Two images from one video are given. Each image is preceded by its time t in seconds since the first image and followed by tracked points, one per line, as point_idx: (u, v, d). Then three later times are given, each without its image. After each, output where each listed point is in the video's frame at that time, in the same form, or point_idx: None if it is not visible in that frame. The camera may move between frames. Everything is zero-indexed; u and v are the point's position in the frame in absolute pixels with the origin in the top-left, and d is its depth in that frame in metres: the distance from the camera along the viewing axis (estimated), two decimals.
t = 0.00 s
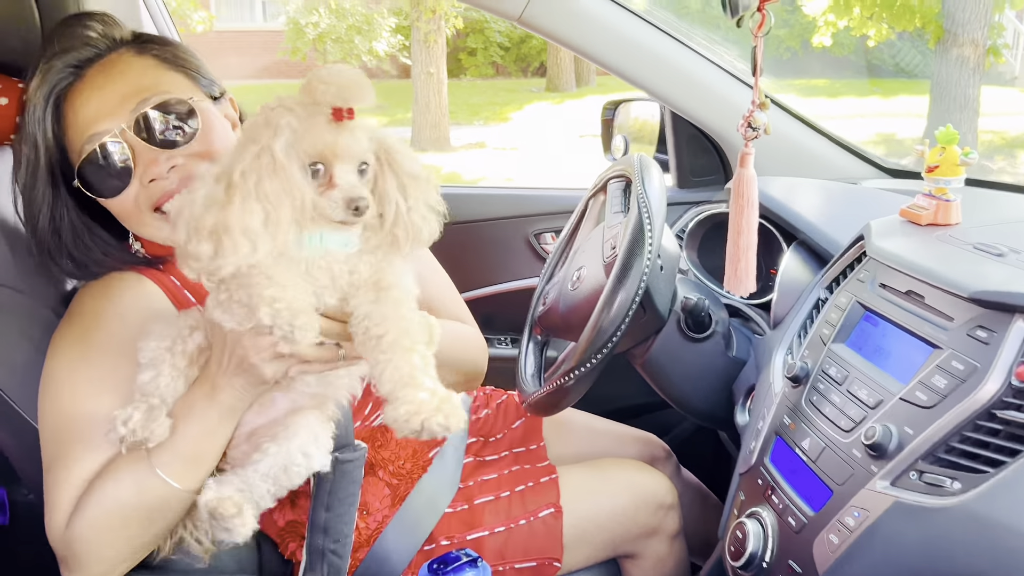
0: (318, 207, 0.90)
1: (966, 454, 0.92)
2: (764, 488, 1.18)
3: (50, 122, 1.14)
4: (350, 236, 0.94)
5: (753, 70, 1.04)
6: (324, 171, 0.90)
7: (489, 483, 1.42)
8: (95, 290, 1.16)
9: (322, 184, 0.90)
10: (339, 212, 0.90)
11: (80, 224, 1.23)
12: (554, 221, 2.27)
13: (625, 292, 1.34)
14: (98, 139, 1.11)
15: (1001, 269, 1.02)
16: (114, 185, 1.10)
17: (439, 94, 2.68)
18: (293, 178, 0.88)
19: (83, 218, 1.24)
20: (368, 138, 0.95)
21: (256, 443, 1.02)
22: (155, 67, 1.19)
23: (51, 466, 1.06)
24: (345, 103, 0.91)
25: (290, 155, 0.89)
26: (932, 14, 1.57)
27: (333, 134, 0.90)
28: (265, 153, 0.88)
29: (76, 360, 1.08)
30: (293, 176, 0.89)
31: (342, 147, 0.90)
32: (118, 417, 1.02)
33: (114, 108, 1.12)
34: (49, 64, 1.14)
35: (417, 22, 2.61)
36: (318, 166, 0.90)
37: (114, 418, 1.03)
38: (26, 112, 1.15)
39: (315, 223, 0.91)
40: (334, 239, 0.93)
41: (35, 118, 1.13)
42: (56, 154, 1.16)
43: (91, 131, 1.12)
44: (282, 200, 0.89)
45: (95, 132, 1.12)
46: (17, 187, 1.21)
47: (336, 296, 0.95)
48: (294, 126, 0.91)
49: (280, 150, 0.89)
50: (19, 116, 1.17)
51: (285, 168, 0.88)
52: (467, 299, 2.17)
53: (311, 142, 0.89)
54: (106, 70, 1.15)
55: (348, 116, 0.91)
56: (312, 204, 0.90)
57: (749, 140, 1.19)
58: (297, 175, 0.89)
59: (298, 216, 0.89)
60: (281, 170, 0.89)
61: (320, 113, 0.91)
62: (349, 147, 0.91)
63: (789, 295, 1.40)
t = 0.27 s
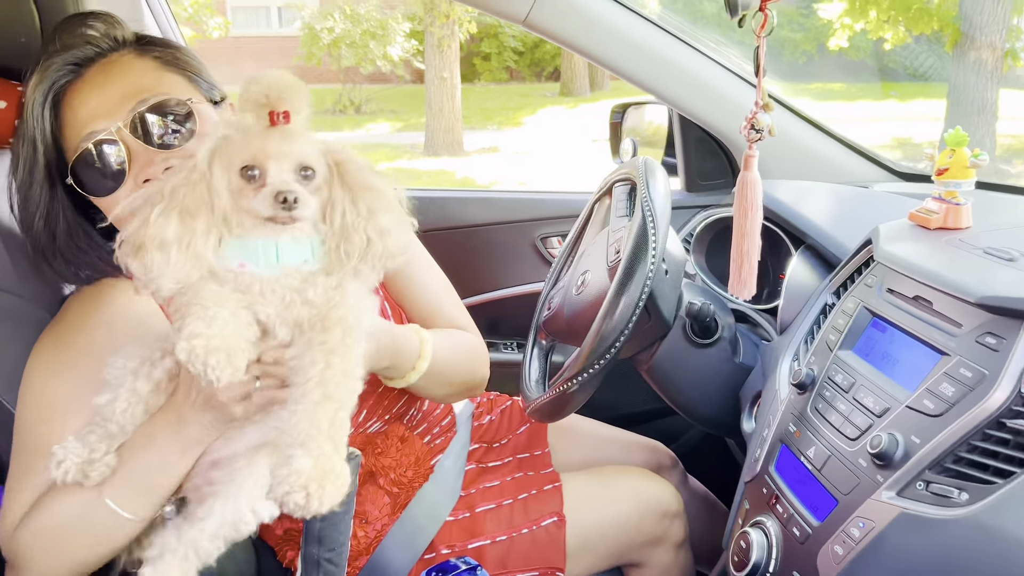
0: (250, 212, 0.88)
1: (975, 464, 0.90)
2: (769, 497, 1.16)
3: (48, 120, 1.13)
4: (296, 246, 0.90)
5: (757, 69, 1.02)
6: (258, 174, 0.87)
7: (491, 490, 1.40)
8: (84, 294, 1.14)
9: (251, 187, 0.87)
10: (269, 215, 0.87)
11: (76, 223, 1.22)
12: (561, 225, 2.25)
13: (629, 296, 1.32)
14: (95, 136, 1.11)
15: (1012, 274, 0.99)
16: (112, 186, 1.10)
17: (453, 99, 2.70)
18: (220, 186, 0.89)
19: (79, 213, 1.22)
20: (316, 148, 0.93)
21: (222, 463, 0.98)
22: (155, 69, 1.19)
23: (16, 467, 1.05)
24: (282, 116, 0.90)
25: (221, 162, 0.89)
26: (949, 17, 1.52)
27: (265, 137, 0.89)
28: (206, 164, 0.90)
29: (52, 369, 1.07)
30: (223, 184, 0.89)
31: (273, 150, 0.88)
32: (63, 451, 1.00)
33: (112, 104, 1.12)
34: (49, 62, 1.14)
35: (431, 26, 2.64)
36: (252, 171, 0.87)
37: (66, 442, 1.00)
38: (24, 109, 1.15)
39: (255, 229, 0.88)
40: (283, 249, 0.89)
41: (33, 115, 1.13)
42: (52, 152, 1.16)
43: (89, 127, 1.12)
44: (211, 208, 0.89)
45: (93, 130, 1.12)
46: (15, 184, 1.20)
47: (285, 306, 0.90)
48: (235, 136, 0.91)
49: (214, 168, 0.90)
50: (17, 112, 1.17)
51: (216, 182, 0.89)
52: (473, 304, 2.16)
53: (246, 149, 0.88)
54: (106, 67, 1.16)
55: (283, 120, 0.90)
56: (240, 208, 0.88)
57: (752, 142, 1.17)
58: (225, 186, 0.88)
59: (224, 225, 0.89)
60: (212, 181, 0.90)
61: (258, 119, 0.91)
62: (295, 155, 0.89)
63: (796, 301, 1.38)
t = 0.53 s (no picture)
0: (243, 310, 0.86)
1: (1009, 480, 0.88)
2: (793, 510, 1.14)
3: (79, 118, 1.13)
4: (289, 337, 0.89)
5: (782, 75, 1.00)
6: (253, 269, 0.84)
7: (511, 499, 1.39)
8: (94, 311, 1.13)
9: (245, 282, 0.84)
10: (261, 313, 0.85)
11: (98, 228, 1.24)
12: (581, 230, 2.23)
13: (651, 304, 1.31)
14: (126, 136, 1.08)
15: None
16: (141, 186, 1.05)
17: (471, 103, 2.68)
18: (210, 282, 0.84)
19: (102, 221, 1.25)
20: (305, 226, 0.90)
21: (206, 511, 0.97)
22: (188, 72, 1.18)
23: (13, 465, 1.04)
24: (269, 190, 0.85)
25: (210, 255, 0.84)
26: (973, 21, 1.52)
27: (255, 227, 0.84)
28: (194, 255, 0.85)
29: (53, 380, 1.06)
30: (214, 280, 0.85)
31: (264, 242, 0.84)
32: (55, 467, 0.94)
33: (144, 105, 1.10)
34: (82, 61, 1.13)
35: (449, 31, 2.59)
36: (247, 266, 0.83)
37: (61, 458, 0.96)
38: (55, 107, 1.14)
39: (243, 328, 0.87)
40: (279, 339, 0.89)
41: (66, 112, 1.12)
42: (81, 151, 1.15)
43: (120, 127, 1.09)
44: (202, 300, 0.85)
45: (124, 130, 1.09)
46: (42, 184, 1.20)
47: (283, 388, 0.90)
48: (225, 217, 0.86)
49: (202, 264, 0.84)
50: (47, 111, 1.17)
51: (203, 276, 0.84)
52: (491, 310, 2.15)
53: (240, 242, 0.84)
54: (139, 68, 1.14)
55: (274, 210, 0.86)
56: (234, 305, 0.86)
57: (778, 148, 1.16)
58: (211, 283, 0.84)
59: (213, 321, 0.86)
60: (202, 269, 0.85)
61: (247, 205, 0.85)
62: (290, 248, 0.86)
63: (821, 309, 1.36)
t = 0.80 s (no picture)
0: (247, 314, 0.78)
1: None
2: (828, 510, 1.12)
3: (134, 101, 1.14)
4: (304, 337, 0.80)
5: (824, 69, 0.99)
6: (247, 272, 0.78)
7: (541, 495, 1.38)
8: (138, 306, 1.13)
9: (241, 287, 0.78)
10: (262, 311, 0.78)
11: (139, 215, 1.24)
12: (608, 229, 2.22)
13: (683, 300, 1.30)
14: (179, 123, 1.09)
15: None
16: (187, 176, 1.04)
17: (493, 104, 2.70)
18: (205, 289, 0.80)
19: (142, 209, 1.25)
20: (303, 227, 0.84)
21: (236, 515, 0.95)
22: (240, 62, 1.19)
23: (62, 459, 1.06)
24: (260, 194, 0.82)
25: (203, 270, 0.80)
26: (1003, 22, 1.62)
27: (245, 230, 0.80)
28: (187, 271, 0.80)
29: (98, 383, 1.06)
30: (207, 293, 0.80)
31: (250, 244, 0.79)
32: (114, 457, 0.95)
33: (197, 91, 1.11)
34: (135, 49, 1.15)
35: (472, 31, 2.61)
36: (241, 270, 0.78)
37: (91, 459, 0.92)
38: (109, 90, 1.15)
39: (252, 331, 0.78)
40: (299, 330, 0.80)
41: (120, 95, 1.13)
42: (132, 134, 1.15)
43: (172, 112, 1.10)
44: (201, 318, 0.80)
45: (177, 115, 1.09)
46: (90, 168, 1.21)
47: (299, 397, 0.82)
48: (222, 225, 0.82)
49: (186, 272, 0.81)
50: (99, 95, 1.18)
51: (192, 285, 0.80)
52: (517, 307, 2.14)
53: (233, 246, 0.79)
54: (192, 54, 1.16)
55: (263, 213, 0.81)
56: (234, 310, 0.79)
57: (819, 143, 1.16)
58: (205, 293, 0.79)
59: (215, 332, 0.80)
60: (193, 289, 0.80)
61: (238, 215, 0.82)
62: (281, 245, 0.80)
63: (856, 308, 1.34)
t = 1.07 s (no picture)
0: (296, 338, 0.81)
1: None
2: (860, 504, 1.13)
3: (196, 96, 1.17)
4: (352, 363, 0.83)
5: (861, 66, 1.00)
6: (297, 297, 0.80)
7: (571, 488, 1.40)
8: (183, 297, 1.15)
9: (291, 311, 0.80)
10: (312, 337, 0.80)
11: (190, 208, 1.27)
12: (635, 226, 2.24)
13: (715, 297, 1.31)
14: (237, 119, 1.11)
15: None
16: (242, 173, 1.07)
17: (515, 102, 2.69)
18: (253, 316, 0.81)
19: (194, 204, 1.28)
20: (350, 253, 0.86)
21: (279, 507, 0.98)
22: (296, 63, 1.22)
23: (100, 445, 1.09)
24: (309, 215, 0.82)
25: (253, 291, 0.81)
26: None
27: (295, 255, 0.81)
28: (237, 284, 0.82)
29: (141, 379, 1.08)
30: (256, 313, 0.81)
31: (301, 270, 0.80)
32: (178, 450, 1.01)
33: (256, 88, 1.13)
34: (198, 45, 1.19)
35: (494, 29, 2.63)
36: (291, 294, 0.79)
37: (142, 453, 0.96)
38: (172, 85, 1.18)
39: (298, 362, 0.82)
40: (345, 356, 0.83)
41: (184, 89, 1.16)
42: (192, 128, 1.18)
43: (232, 108, 1.12)
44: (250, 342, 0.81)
45: (235, 112, 1.12)
46: (149, 161, 1.24)
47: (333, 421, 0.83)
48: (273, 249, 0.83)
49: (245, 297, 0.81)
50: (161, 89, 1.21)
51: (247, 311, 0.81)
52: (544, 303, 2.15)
53: (283, 270, 0.80)
54: (253, 53, 1.19)
55: (313, 237, 0.82)
56: (286, 334, 0.80)
57: (855, 139, 1.17)
58: (251, 316, 0.81)
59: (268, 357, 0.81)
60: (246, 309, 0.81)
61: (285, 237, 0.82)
62: (330, 270, 0.81)
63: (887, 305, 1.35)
